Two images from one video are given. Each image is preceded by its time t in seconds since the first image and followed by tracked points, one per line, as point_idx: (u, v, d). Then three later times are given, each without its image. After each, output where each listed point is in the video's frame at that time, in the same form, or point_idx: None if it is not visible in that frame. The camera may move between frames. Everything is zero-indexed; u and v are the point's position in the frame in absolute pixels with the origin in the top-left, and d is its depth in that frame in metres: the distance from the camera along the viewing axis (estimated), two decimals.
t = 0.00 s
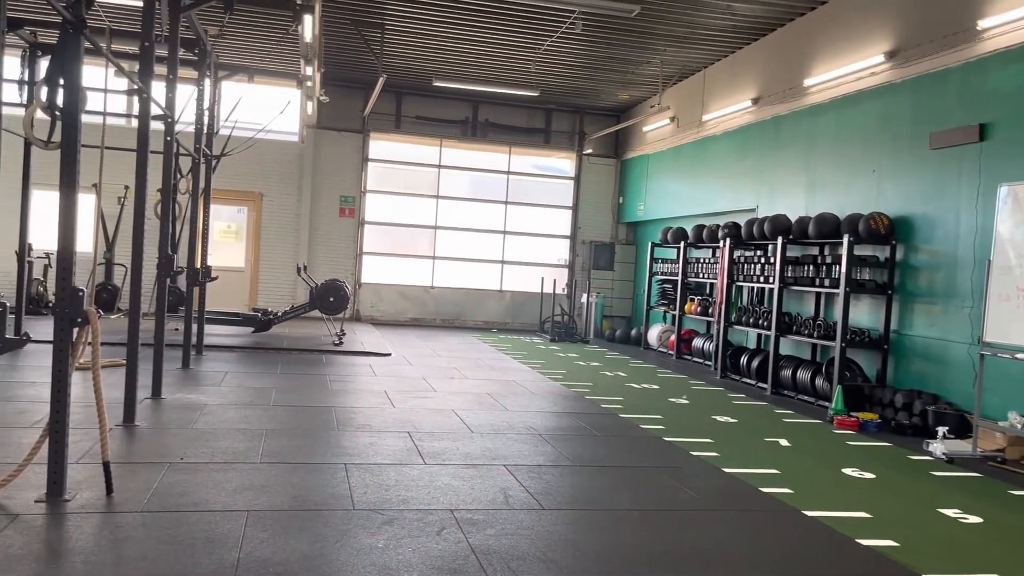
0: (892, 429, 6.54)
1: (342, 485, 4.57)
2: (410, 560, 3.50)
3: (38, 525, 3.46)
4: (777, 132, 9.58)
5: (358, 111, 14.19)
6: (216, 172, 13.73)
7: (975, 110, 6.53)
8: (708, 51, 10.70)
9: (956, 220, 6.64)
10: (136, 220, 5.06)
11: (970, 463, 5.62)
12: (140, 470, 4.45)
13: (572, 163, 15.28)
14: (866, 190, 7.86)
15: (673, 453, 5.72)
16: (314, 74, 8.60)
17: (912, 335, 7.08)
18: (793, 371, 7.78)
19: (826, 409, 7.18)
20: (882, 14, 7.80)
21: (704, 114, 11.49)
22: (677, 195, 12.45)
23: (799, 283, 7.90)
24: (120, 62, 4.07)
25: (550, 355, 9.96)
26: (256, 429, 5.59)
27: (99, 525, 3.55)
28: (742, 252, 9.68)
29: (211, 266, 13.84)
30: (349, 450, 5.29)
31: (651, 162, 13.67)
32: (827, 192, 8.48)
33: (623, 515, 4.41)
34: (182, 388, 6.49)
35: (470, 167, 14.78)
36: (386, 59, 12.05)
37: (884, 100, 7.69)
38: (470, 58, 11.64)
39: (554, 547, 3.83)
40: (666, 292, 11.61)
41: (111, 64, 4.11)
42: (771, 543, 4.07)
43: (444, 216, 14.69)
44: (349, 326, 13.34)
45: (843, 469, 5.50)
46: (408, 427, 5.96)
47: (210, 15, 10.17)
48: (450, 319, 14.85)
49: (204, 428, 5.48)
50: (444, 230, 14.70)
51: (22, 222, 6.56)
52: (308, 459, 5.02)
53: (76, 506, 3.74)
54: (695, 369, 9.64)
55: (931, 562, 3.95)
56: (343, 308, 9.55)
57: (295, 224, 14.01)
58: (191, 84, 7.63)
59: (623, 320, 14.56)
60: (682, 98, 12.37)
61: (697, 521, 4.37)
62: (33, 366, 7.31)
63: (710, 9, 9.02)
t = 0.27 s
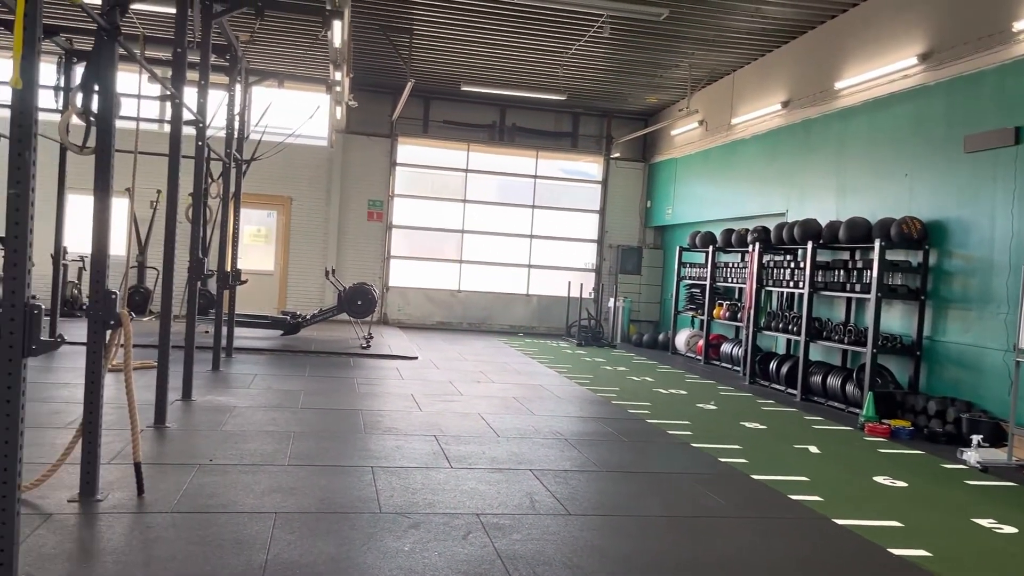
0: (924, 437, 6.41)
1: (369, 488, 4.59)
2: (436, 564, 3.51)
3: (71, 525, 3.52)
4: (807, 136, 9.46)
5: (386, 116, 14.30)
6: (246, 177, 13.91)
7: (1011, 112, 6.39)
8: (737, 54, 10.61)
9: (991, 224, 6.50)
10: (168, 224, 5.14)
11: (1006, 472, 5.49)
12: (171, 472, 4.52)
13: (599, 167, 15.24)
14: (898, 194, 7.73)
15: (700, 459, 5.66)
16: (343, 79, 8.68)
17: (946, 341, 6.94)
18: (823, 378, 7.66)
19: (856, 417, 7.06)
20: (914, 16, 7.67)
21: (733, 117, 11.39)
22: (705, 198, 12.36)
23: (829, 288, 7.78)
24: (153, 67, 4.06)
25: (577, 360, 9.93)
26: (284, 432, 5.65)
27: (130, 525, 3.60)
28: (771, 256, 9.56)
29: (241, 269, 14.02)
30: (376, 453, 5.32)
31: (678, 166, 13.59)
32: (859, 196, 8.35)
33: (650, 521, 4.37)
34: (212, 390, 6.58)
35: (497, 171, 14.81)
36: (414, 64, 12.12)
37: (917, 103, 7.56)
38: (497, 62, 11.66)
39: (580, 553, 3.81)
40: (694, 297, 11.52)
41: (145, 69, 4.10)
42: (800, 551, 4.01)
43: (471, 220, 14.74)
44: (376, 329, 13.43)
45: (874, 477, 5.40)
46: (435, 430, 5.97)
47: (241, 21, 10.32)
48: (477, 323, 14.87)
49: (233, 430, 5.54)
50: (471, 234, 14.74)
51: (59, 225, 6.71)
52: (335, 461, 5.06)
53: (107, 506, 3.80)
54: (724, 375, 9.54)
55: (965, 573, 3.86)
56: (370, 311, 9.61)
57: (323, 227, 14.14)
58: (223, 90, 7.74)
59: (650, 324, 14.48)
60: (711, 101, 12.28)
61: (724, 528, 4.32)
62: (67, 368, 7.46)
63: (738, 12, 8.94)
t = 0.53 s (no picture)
0: (957, 444, 6.28)
1: (395, 491, 4.61)
2: (462, 568, 3.51)
3: (102, 524, 3.57)
4: (838, 139, 9.34)
5: (413, 120, 14.38)
6: (276, 181, 14.06)
7: None
8: (765, 57, 10.51)
9: None
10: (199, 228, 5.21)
11: None
12: (201, 472, 4.57)
13: (626, 171, 15.18)
14: (930, 198, 7.60)
15: (727, 465, 5.61)
16: (371, 84, 8.75)
17: (980, 347, 6.80)
18: (853, 384, 7.54)
19: (887, 424, 6.95)
20: (948, 17, 7.55)
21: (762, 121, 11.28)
22: (733, 202, 12.25)
23: (860, 293, 7.67)
24: (185, 73, 4.10)
25: (603, 364, 9.88)
26: (312, 434, 5.70)
27: (161, 525, 3.65)
28: (801, 260, 9.45)
29: (270, 272, 14.18)
30: (402, 456, 5.34)
31: (706, 169, 13.48)
32: (890, 200, 8.22)
33: (676, 527, 4.33)
34: (241, 392, 6.66)
35: (524, 174, 14.82)
36: (441, 68, 12.18)
37: (950, 105, 7.42)
38: (524, 66, 11.67)
39: (606, 558, 3.78)
40: (722, 301, 11.42)
41: (179, 76, 4.15)
42: (830, 560, 3.94)
43: (497, 224, 14.76)
44: (403, 332, 13.49)
45: (905, 485, 5.30)
46: (461, 433, 5.98)
47: (271, 27, 10.44)
48: (503, 326, 14.88)
49: (261, 432, 5.60)
50: (497, 238, 14.77)
51: (93, 229, 6.83)
52: (361, 464, 5.09)
53: (139, 506, 3.86)
54: (752, 380, 9.44)
55: None
56: (397, 314, 9.66)
57: (351, 231, 14.26)
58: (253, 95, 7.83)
59: (677, 329, 14.40)
60: (740, 105, 12.17)
61: (752, 535, 4.27)
62: (100, 369, 7.60)
63: (767, 14, 8.86)
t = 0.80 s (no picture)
0: (992, 453, 6.15)
1: (422, 494, 4.62)
2: (489, 571, 3.51)
3: (134, 523, 3.63)
4: (869, 142, 9.21)
5: (440, 124, 14.44)
6: (304, 184, 14.21)
7: None
8: (795, 59, 10.40)
9: None
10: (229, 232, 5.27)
11: None
12: (230, 473, 4.63)
13: (653, 174, 15.10)
14: (964, 202, 7.46)
15: (755, 471, 5.54)
16: (399, 88, 8.79)
17: (1016, 353, 6.65)
18: (884, 390, 7.42)
19: (919, 431, 6.82)
20: (982, 18, 7.41)
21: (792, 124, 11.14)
22: (762, 206, 12.13)
23: (891, 298, 7.55)
24: (217, 78, 4.14)
25: (630, 368, 9.83)
26: (340, 435, 5.74)
27: (191, 525, 3.70)
28: (830, 265, 9.32)
29: (299, 274, 14.33)
30: (429, 458, 5.35)
31: (735, 173, 13.37)
32: (922, 203, 8.08)
33: (704, 533, 4.29)
34: (269, 394, 6.72)
35: (551, 178, 14.81)
36: (469, 72, 12.21)
37: (985, 107, 7.28)
38: (551, 70, 11.66)
39: (634, 564, 3.75)
40: (750, 305, 11.31)
41: (209, 80, 4.18)
42: (861, 568, 3.87)
43: (524, 228, 14.77)
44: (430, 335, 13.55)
45: (938, 493, 5.20)
46: (487, 436, 5.98)
47: (301, 32, 10.56)
48: (529, 329, 14.88)
49: (290, 433, 5.65)
50: (523, 241, 14.77)
51: (126, 232, 6.96)
52: (388, 466, 5.11)
53: (169, 506, 3.91)
54: (781, 385, 9.33)
55: None
56: (423, 317, 9.70)
57: (379, 234, 14.36)
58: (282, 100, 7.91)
59: (705, 333, 14.31)
60: (769, 108, 12.05)
61: (781, 542, 4.21)
62: (132, 370, 7.72)
63: (797, 16, 8.76)
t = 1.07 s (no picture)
0: None
1: (447, 497, 4.63)
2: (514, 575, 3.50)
3: (164, 523, 3.67)
4: (900, 144, 9.07)
5: (467, 128, 14.48)
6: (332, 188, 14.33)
7: None
8: (824, 61, 10.28)
9: None
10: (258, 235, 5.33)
11: None
12: (258, 474, 4.67)
13: (680, 177, 15.01)
14: (998, 205, 7.31)
15: (784, 477, 5.47)
16: (426, 92, 8.83)
17: None
18: (915, 397, 7.29)
19: (951, 438, 6.69)
20: (1017, 19, 7.27)
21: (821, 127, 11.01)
22: (790, 209, 11.99)
23: (922, 303, 7.42)
24: (247, 82, 4.19)
25: (656, 373, 9.76)
26: (366, 438, 5.77)
27: (220, 525, 3.74)
28: (860, 269, 9.19)
29: (326, 277, 14.45)
30: (454, 462, 5.36)
31: (763, 176, 13.24)
32: (955, 207, 7.93)
33: (732, 539, 4.24)
34: (297, 395, 6.78)
35: (577, 181, 14.79)
36: (495, 76, 12.24)
37: (1020, 109, 7.13)
38: (577, 73, 11.65)
39: (660, 570, 3.72)
40: (778, 310, 11.18)
41: (236, 84, 4.18)
42: None
43: (550, 231, 14.76)
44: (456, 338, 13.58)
45: (971, 502, 5.09)
46: (512, 440, 5.98)
47: (329, 36, 10.66)
48: (554, 333, 14.85)
49: (317, 435, 5.70)
50: (549, 244, 14.76)
51: (158, 235, 7.07)
52: (414, 469, 5.12)
53: (199, 506, 3.96)
54: (809, 391, 9.20)
55: None
56: (449, 320, 9.73)
57: (405, 237, 14.44)
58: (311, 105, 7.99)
59: (732, 338, 14.18)
60: (798, 111, 11.92)
61: (811, 549, 4.15)
62: (163, 371, 7.84)
63: (827, 18, 8.66)
